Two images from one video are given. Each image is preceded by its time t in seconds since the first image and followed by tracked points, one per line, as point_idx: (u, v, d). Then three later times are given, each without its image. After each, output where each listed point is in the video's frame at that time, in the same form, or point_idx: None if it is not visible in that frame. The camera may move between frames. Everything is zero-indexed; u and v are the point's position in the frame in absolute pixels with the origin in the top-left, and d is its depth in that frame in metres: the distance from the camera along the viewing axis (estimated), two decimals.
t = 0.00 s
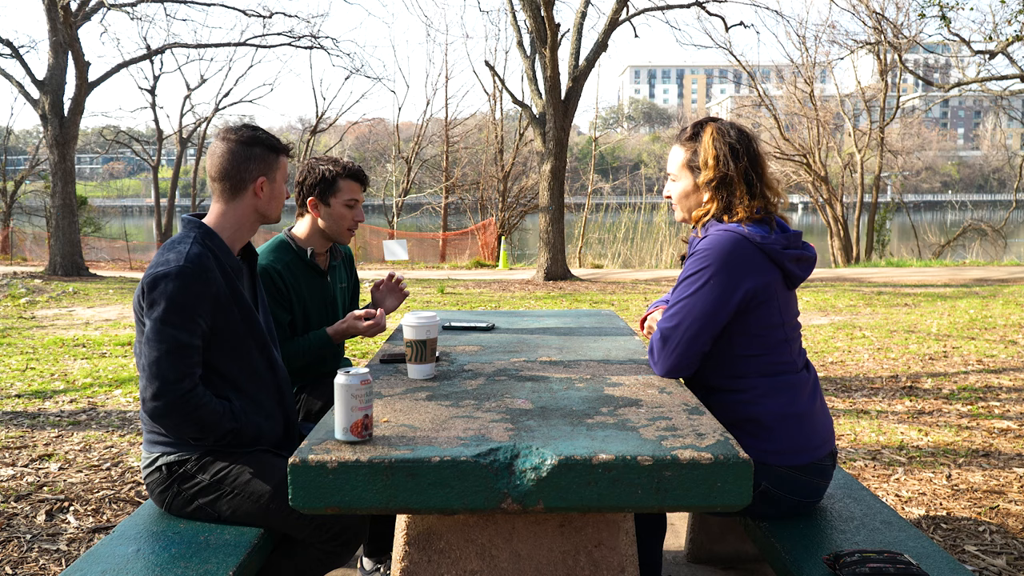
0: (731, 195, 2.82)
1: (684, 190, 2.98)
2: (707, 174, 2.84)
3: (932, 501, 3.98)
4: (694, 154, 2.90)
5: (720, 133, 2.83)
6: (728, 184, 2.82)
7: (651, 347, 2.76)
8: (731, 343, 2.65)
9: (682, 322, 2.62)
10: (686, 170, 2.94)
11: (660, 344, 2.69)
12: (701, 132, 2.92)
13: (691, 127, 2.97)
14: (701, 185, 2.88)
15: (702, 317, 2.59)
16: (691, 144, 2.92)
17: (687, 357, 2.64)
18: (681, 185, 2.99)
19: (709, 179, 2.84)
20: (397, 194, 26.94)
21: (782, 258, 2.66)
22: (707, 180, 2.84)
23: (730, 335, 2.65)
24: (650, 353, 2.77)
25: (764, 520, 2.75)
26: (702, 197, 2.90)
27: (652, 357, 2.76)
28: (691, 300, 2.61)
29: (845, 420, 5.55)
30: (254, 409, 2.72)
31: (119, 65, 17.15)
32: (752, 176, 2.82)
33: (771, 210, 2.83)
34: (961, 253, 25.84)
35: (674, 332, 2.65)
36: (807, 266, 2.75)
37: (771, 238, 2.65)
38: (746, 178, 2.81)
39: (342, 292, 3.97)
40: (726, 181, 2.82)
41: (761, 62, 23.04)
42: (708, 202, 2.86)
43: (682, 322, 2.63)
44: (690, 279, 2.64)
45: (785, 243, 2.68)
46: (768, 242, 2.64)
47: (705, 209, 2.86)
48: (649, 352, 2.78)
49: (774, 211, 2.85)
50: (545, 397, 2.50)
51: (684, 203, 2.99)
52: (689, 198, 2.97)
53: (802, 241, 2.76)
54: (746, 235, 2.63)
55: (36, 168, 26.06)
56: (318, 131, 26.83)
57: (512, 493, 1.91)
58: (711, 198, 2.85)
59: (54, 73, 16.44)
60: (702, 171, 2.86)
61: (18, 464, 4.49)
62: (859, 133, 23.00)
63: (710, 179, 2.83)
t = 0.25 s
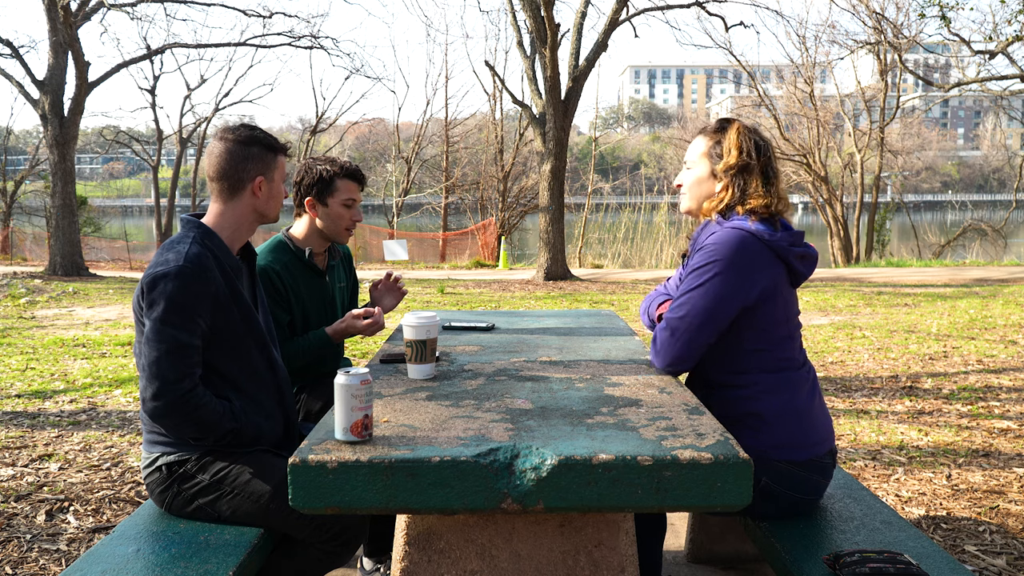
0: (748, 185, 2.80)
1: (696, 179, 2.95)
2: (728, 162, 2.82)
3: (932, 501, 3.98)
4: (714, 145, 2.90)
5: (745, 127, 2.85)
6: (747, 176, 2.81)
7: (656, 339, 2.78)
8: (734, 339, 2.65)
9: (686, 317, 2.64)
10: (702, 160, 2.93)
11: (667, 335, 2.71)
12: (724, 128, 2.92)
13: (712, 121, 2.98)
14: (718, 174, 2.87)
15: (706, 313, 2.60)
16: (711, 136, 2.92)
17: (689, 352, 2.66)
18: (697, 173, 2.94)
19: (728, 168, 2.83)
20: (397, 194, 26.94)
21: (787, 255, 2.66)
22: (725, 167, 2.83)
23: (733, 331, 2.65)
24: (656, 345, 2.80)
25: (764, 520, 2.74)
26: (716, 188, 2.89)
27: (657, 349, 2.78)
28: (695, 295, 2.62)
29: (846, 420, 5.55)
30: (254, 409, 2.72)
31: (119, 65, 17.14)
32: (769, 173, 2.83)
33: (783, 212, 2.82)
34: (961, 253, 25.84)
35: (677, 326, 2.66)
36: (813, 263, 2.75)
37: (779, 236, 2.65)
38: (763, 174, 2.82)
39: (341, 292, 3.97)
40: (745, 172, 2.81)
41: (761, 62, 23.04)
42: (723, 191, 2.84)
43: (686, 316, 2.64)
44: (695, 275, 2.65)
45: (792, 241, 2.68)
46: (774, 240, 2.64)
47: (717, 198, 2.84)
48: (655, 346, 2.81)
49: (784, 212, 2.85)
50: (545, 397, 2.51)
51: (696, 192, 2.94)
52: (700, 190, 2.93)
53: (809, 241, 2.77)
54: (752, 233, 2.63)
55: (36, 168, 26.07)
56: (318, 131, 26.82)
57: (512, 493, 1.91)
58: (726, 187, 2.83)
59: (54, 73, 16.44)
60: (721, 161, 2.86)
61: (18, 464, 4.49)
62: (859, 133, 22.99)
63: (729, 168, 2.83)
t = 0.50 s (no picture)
0: (743, 188, 2.79)
1: (694, 180, 2.95)
2: (727, 165, 2.81)
3: (932, 501, 3.98)
4: (713, 146, 2.89)
5: (746, 132, 2.84)
6: (743, 178, 2.80)
7: (649, 336, 2.79)
8: (733, 338, 2.66)
9: (681, 315, 2.64)
10: (701, 160, 2.93)
11: (662, 334, 2.72)
12: (725, 132, 2.92)
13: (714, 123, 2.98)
14: (714, 176, 2.87)
15: (702, 311, 2.60)
16: (712, 137, 2.91)
17: (684, 349, 2.67)
18: (695, 173, 2.95)
19: (725, 170, 2.82)
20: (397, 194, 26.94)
21: (782, 253, 2.66)
22: (723, 169, 2.82)
23: (731, 331, 2.65)
24: (650, 342, 2.80)
25: (764, 520, 2.74)
26: (712, 189, 2.89)
27: (651, 346, 2.79)
28: (692, 294, 2.62)
29: (846, 420, 5.55)
30: (254, 409, 2.72)
31: (119, 65, 17.15)
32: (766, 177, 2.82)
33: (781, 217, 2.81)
34: (961, 253, 25.85)
35: (672, 324, 2.67)
36: (807, 261, 2.75)
37: (772, 235, 2.66)
38: (760, 177, 2.80)
39: (339, 292, 3.98)
40: (741, 175, 2.80)
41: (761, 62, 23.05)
42: (719, 192, 2.84)
43: (681, 314, 2.65)
44: (690, 274, 2.65)
45: (785, 239, 2.69)
46: (767, 239, 2.64)
47: (712, 200, 2.84)
48: (651, 347, 2.80)
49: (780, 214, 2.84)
50: (545, 397, 2.50)
51: (693, 192, 2.95)
52: (698, 189, 2.94)
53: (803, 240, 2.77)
54: (747, 232, 2.64)
55: (36, 168, 26.07)
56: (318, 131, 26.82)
57: (512, 494, 1.91)
58: (721, 189, 2.83)
59: (54, 73, 16.44)
60: (719, 163, 2.85)
61: (18, 464, 4.49)
62: (859, 133, 22.98)
63: (726, 169, 2.82)
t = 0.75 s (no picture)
0: (735, 197, 2.80)
1: (686, 186, 2.98)
2: (716, 173, 2.82)
3: (932, 501, 3.98)
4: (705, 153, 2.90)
5: (736, 137, 2.82)
6: (734, 187, 2.80)
7: (651, 338, 2.79)
8: (732, 338, 2.66)
9: (681, 316, 2.64)
10: (693, 167, 2.94)
11: (663, 335, 2.71)
12: (717, 134, 2.91)
13: (706, 127, 2.97)
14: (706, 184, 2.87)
15: (702, 312, 2.60)
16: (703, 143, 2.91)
17: (685, 350, 2.67)
18: (686, 179, 2.98)
19: (717, 178, 2.82)
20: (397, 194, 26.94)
21: (780, 253, 2.67)
22: (713, 177, 2.83)
23: (731, 331, 2.65)
24: (652, 345, 2.79)
25: (764, 520, 2.75)
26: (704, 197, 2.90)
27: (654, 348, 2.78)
28: (692, 295, 2.62)
29: (846, 420, 5.56)
30: (255, 409, 2.73)
31: (119, 65, 17.14)
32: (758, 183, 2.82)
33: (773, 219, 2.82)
34: (961, 253, 25.84)
35: (673, 325, 2.67)
36: (804, 261, 2.76)
37: (769, 235, 2.66)
38: (751, 184, 2.80)
39: (337, 291, 3.98)
40: (733, 183, 2.80)
41: (761, 62, 23.05)
42: (711, 200, 2.85)
43: (681, 315, 2.64)
44: (690, 274, 2.65)
45: (782, 239, 2.69)
46: (765, 239, 2.65)
47: (704, 208, 2.85)
48: (651, 348, 2.79)
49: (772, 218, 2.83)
50: (545, 397, 2.50)
51: (683, 196, 2.99)
52: (690, 196, 2.97)
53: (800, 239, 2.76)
54: (745, 233, 2.64)
55: (36, 168, 26.07)
56: (318, 131, 26.81)
57: (512, 493, 1.91)
58: (713, 198, 2.84)
59: (54, 73, 16.44)
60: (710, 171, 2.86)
61: (18, 464, 4.49)
62: (859, 133, 22.98)
63: (717, 178, 2.82)
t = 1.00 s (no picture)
0: (729, 203, 2.80)
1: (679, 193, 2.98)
2: (708, 179, 2.82)
3: (932, 500, 3.98)
4: (696, 159, 2.90)
5: (724, 141, 2.84)
6: (728, 193, 2.81)
7: (650, 344, 2.74)
8: (731, 340, 2.66)
9: (681, 320, 2.62)
10: (684, 174, 2.95)
11: (661, 339, 2.68)
12: (705, 138, 2.92)
13: (693, 131, 2.97)
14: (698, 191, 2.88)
15: (701, 314, 2.59)
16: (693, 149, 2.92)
17: (685, 354, 2.64)
18: (678, 186, 2.98)
19: (709, 185, 2.83)
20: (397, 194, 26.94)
21: (777, 256, 2.67)
22: (704, 184, 2.84)
23: (729, 332, 2.65)
24: (651, 351, 2.74)
25: (764, 520, 2.75)
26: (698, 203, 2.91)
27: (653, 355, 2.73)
28: (690, 297, 2.61)
29: (846, 420, 5.56)
30: (255, 409, 2.73)
31: (119, 65, 17.15)
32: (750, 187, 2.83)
33: (766, 219, 2.84)
34: (961, 253, 25.84)
35: (673, 329, 2.63)
36: (801, 263, 2.77)
37: (766, 238, 2.67)
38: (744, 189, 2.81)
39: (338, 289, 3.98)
40: (725, 189, 2.81)
41: (761, 62, 23.06)
42: (705, 206, 2.85)
43: (681, 319, 2.62)
44: (689, 277, 2.63)
45: (779, 242, 2.70)
46: (763, 241, 2.65)
47: (698, 215, 2.86)
48: (649, 351, 2.76)
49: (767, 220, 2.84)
50: (545, 397, 2.51)
51: (676, 203, 3.01)
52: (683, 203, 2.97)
53: (797, 241, 2.77)
54: (743, 236, 2.64)
55: (36, 168, 26.06)
56: (318, 131, 26.81)
57: (512, 493, 1.91)
58: (706, 204, 2.84)
59: (54, 73, 16.45)
60: (701, 177, 2.86)
61: (18, 464, 4.49)
62: (859, 133, 22.99)
63: (709, 184, 2.83)
